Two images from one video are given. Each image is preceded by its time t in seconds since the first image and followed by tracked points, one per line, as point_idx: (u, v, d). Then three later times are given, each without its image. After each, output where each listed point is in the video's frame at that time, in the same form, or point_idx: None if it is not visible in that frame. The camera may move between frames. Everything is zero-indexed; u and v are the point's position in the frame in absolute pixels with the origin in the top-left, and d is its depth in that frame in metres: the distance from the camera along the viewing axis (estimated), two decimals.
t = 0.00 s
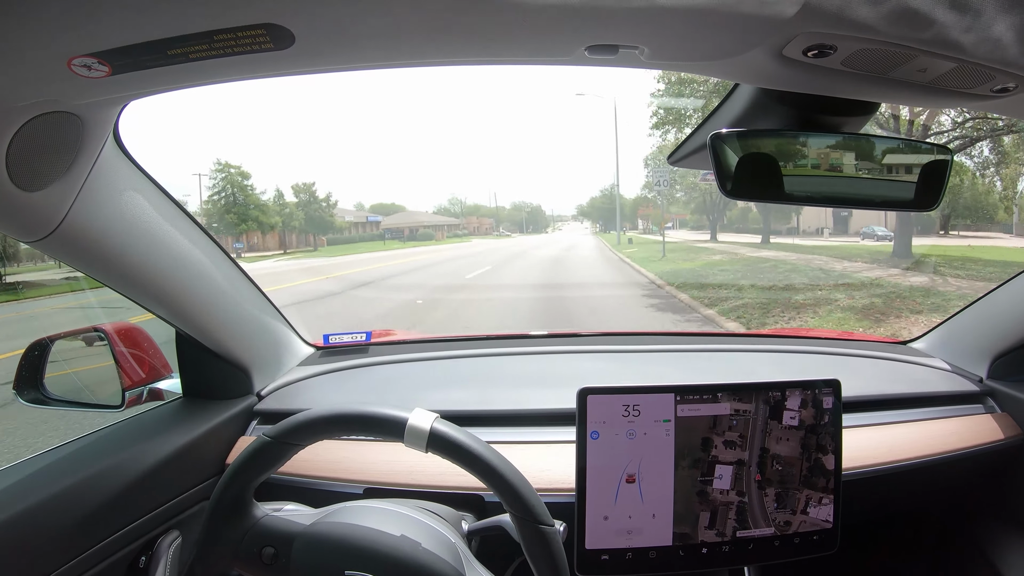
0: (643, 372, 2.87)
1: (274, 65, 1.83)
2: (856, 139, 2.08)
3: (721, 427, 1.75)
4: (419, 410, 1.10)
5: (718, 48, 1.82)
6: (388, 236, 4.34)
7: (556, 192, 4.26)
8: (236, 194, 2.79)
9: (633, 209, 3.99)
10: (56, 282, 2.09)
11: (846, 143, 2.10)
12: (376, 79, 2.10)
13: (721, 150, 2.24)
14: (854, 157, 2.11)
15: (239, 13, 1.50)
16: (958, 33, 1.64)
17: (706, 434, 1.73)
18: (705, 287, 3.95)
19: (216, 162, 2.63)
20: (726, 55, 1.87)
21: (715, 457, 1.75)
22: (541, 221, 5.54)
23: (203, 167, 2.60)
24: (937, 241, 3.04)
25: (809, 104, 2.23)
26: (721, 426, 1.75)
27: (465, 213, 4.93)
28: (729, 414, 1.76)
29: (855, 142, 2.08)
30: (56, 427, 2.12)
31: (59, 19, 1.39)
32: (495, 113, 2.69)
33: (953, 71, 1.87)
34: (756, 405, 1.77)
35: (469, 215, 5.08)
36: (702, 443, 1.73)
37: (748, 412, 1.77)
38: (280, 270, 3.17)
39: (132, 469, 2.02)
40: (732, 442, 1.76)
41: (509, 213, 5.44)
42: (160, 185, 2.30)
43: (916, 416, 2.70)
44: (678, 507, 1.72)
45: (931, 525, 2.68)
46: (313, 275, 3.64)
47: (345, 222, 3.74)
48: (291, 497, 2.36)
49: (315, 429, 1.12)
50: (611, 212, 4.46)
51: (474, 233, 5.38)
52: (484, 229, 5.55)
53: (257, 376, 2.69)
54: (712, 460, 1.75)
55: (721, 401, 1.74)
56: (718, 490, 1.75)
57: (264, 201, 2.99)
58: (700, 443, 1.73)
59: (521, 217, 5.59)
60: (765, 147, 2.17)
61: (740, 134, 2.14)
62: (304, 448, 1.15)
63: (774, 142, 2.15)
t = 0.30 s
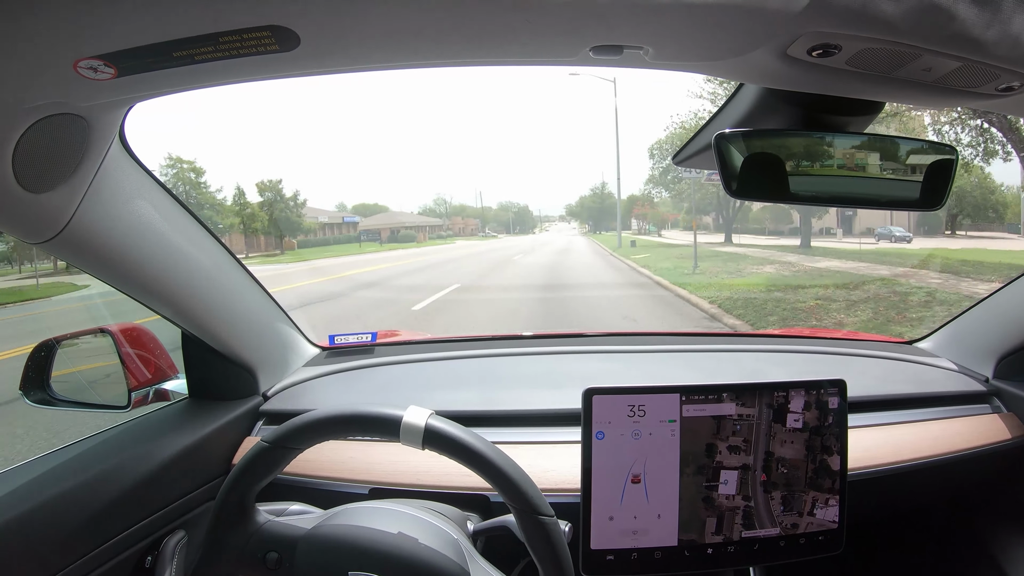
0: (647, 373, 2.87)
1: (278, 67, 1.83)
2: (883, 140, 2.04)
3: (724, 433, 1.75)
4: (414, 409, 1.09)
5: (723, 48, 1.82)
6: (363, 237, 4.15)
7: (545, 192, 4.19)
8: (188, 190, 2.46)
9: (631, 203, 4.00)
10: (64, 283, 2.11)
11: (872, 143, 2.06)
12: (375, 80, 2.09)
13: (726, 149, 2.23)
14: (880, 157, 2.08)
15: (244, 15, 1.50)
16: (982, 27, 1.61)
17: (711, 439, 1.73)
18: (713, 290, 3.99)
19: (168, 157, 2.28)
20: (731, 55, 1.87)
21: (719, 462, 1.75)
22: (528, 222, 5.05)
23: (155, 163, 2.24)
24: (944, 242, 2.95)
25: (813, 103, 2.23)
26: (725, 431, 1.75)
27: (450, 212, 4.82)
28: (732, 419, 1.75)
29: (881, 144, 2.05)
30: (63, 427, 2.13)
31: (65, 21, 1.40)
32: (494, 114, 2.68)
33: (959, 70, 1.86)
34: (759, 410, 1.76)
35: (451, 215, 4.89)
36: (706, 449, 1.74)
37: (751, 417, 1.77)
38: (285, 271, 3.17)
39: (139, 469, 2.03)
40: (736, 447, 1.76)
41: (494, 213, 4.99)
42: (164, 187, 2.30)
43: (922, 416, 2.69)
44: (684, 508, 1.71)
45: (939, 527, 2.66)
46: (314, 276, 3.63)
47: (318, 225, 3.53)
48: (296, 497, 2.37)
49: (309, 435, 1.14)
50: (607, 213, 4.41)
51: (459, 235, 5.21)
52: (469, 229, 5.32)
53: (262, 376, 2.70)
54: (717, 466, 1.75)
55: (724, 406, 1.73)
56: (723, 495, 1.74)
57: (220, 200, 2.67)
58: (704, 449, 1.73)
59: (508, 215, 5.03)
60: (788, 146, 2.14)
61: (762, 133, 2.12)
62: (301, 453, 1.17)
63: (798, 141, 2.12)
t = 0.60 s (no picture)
0: (652, 374, 2.87)
1: (281, 70, 1.84)
2: (902, 142, 2.07)
3: (729, 439, 1.74)
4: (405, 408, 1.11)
5: (728, 48, 1.82)
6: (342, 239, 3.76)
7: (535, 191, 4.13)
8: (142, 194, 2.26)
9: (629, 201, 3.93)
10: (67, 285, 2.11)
11: (891, 146, 2.08)
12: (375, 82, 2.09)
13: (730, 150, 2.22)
14: (899, 160, 2.11)
15: (249, 19, 1.51)
16: (989, 29, 1.62)
17: (716, 447, 1.73)
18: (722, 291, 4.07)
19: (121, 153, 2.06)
20: (735, 55, 1.87)
21: (725, 469, 1.74)
22: (519, 221, 4.99)
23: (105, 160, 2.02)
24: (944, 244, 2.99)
25: (817, 102, 2.22)
26: (730, 438, 1.74)
27: (439, 213, 4.44)
28: (737, 425, 1.75)
29: (900, 146, 2.08)
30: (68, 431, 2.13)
31: (70, 25, 1.40)
32: (493, 115, 2.67)
33: (963, 69, 1.86)
34: (763, 415, 1.76)
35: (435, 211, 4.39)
36: (711, 457, 1.73)
37: (755, 423, 1.76)
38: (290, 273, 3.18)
39: (144, 473, 2.03)
40: (741, 453, 1.75)
41: (483, 213, 4.87)
42: (172, 193, 2.31)
43: (929, 417, 2.68)
44: (691, 510, 1.71)
45: (946, 528, 2.65)
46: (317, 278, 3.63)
47: (292, 225, 3.27)
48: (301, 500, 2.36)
49: (301, 444, 1.16)
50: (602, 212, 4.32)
51: (445, 235, 4.89)
52: (456, 229, 5.02)
53: (266, 379, 2.70)
54: (722, 473, 1.74)
55: (728, 410, 1.73)
56: (730, 502, 1.73)
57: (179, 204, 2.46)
58: (710, 456, 1.73)
59: (497, 216, 4.94)
60: (808, 147, 2.14)
61: (781, 133, 2.14)
62: (297, 463, 1.18)
63: (819, 142, 2.12)
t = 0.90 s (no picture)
0: (651, 374, 2.87)
1: (285, 62, 1.83)
2: (914, 145, 2.07)
3: (724, 445, 1.75)
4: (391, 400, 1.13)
5: (731, 50, 1.82)
6: (314, 240, 3.38)
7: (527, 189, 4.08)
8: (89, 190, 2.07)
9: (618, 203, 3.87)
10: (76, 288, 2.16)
11: (905, 148, 2.07)
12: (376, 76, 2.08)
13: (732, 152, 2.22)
14: (910, 161, 2.10)
15: (252, 11, 1.50)
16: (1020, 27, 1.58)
17: (711, 452, 1.74)
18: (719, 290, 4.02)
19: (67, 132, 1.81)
20: (738, 57, 1.87)
21: (721, 474, 1.75)
22: (509, 222, 4.85)
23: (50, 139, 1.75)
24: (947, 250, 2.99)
25: (820, 105, 2.23)
26: (726, 443, 1.75)
27: (427, 213, 4.17)
28: (732, 430, 1.75)
29: (913, 149, 2.07)
30: (67, 419, 2.14)
31: (74, 14, 1.40)
32: (495, 111, 2.66)
33: (966, 75, 1.86)
34: (759, 420, 1.77)
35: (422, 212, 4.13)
36: (707, 462, 1.74)
37: (751, 428, 1.77)
38: (290, 266, 3.18)
39: (141, 463, 2.04)
40: (737, 459, 1.76)
41: (475, 213, 4.64)
42: (176, 186, 2.32)
43: (926, 422, 2.68)
44: (686, 511, 1.71)
45: (942, 533, 2.65)
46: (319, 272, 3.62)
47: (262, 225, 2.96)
48: (297, 493, 2.37)
49: (287, 442, 1.17)
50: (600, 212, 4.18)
51: (434, 237, 4.41)
52: (446, 232, 4.57)
53: (265, 372, 2.70)
54: (718, 478, 1.74)
55: (722, 414, 1.74)
56: (726, 507, 1.73)
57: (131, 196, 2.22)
58: (705, 462, 1.74)
59: (488, 216, 4.74)
60: (822, 147, 2.14)
61: (793, 134, 2.12)
62: (285, 461, 1.20)
63: (834, 142, 2.11)
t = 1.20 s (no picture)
0: (651, 373, 2.87)
1: (287, 61, 1.83)
2: (923, 143, 2.06)
3: (725, 449, 1.74)
4: (391, 400, 1.14)
5: (732, 49, 1.82)
6: (284, 244, 3.11)
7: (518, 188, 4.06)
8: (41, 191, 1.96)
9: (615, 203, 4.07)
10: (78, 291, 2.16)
11: (913, 146, 2.07)
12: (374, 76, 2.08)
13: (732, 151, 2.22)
14: (918, 160, 2.10)
15: (253, 10, 1.50)
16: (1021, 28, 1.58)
17: (712, 456, 1.73)
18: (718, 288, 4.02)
19: None
20: (740, 55, 1.87)
21: (722, 477, 1.74)
22: (502, 222, 4.75)
23: None
24: (949, 245, 2.99)
25: (820, 104, 2.23)
26: (726, 446, 1.74)
27: (415, 214, 4.16)
28: (731, 434, 1.75)
29: (921, 146, 2.06)
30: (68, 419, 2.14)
31: (75, 14, 1.40)
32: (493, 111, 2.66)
33: (966, 73, 1.86)
34: (759, 423, 1.77)
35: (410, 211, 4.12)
36: (707, 466, 1.73)
37: (751, 431, 1.77)
38: (291, 266, 3.19)
39: (142, 462, 2.04)
40: (738, 462, 1.76)
41: (466, 214, 4.48)
42: (175, 186, 2.32)
43: (927, 421, 2.67)
44: (687, 510, 1.71)
45: (945, 533, 2.65)
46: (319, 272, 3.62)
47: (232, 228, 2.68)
48: (298, 493, 2.37)
49: (286, 443, 1.17)
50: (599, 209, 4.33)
51: (423, 238, 4.34)
52: (436, 233, 4.45)
53: (265, 371, 2.69)
54: (719, 481, 1.74)
55: (722, 417, 1.74)
56: (727, 510, 1.73)
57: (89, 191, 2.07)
58: (705, 466, 1.73)
59: (480, 216, 4.61)
60: (834, 148, 2.15)
61: (807, 132, 2.14)
62: (284, 462, 1.20)
63: (846, 141, 2.13)
